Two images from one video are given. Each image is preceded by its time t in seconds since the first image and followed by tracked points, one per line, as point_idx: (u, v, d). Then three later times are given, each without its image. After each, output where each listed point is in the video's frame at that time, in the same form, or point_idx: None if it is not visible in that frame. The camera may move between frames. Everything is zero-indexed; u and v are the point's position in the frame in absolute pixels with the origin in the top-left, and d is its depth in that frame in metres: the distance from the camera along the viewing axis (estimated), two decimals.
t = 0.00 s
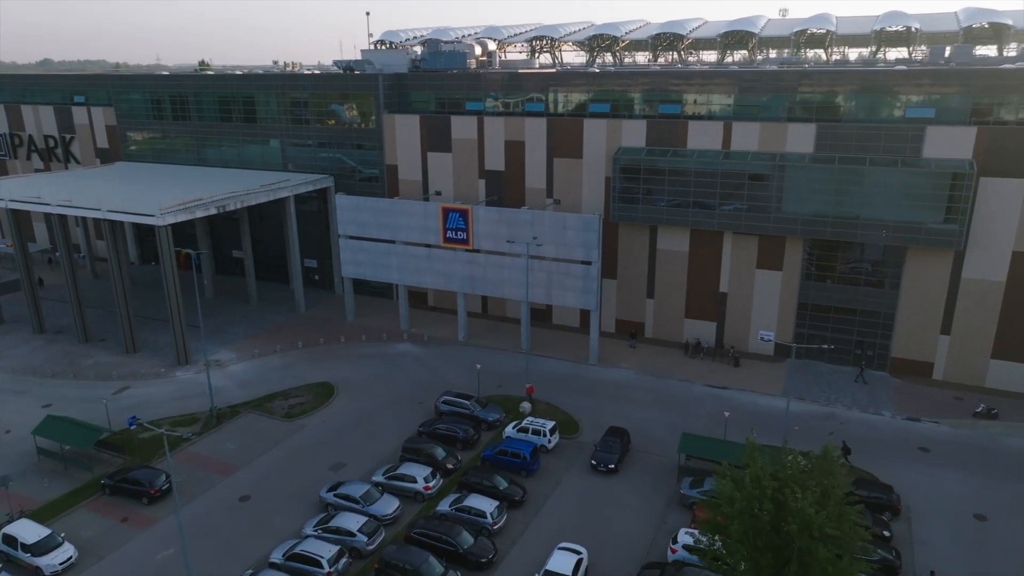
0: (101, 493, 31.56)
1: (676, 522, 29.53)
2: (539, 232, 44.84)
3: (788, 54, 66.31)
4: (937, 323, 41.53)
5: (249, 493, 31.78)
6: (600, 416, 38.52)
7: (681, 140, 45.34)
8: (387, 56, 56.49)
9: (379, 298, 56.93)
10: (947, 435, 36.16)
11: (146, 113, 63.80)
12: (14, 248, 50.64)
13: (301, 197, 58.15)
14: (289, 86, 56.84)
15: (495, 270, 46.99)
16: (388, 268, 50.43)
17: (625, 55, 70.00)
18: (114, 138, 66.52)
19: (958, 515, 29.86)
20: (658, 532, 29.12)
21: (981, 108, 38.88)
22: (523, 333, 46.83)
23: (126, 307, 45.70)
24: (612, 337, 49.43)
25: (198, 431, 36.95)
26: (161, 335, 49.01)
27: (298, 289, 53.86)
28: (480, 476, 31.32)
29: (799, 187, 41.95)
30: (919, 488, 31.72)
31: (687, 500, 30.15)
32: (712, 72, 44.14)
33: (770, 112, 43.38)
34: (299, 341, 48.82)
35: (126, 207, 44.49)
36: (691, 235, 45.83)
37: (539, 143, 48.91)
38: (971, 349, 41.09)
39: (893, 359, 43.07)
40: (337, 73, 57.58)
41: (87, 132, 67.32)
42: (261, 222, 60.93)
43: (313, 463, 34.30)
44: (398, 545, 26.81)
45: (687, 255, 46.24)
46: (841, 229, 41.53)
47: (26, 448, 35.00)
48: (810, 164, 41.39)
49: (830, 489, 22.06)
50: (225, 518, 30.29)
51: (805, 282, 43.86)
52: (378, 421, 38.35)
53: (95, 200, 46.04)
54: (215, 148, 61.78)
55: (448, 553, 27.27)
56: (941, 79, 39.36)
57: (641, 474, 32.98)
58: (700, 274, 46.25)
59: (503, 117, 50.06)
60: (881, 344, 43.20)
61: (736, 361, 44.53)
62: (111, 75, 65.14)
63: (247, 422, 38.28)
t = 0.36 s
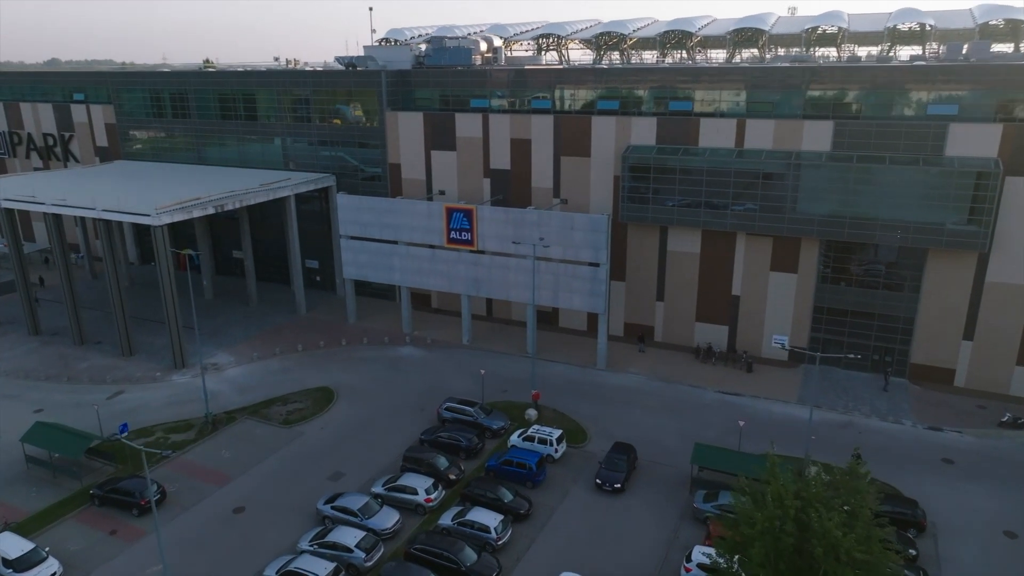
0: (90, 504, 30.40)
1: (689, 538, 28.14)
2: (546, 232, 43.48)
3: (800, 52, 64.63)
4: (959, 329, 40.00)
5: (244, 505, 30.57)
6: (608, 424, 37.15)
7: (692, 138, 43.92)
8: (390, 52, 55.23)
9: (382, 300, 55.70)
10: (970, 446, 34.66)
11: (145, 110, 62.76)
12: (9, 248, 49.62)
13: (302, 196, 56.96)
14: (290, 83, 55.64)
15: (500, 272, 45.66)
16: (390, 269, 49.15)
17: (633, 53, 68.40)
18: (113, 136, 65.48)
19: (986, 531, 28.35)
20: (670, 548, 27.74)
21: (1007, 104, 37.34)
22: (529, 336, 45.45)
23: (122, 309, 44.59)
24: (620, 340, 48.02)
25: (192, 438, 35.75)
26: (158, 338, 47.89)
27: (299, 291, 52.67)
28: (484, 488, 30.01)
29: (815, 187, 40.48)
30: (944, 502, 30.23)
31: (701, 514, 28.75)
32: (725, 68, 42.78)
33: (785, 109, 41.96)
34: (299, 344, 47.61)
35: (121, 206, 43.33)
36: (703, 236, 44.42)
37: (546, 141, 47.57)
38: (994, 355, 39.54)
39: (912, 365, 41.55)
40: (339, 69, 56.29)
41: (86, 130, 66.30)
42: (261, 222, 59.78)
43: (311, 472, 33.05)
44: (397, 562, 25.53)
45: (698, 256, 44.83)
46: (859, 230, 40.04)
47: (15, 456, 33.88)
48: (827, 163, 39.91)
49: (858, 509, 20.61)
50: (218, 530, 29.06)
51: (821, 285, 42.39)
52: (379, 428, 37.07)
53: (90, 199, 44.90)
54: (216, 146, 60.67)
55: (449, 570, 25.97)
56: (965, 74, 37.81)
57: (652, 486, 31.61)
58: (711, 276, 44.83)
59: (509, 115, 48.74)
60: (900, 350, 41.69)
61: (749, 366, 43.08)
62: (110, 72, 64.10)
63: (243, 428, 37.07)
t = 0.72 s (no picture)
0: (82, 514, 29.26)
1: (707, 557, 26.67)
2: (556, 233, 42.06)
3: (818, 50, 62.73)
4: (989, 335, 38.29)
5: (241, 516, 29.34)
6: (621, 433, 35.70)
7: (710, 135, 42.43)
8: (397, 48, 53.90)
9: (388, 301, 54.46)
10: (1002, 459, 33.00)
11: (150, 108, 61.80)
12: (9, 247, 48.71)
13: (308, 195, 55.81)
14: (295, 79, 54.47)
15: (509, 274, 44.29)
16: (396, 270, 47.86)
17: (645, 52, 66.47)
18: (117, 134, 64.54)
19: None
20: (688, 567, 26.26)
21: None
22: (538, 340, 44.07)
23: (122, 310, 43.51)
24: (633, 345, 46.52)
25: (190, 445, 34.58)
26: (159, 339, 46.83)
27: (304, 292, 51.48)
28: (491, 501, 28.62)
29: (839, 186, 38.86)
30: (977, 520, 28.59)
31: (720, 531, 27.25)
32: (744, 63, 41.24)
33: (806, 106, 40.26)
34: (303, 347, 46.41)
35: (121, 205, 42.22)
36: (719, 237, 42.91)
37: (557, 139, 46.14)
38: None
39: (939, 372, 39.86)
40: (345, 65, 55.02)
41: (91, 127, 65.41)
42: (266, 221, 58.70)
43: (312, 482, 31.80)
44: None
45: (715, 258, 43.31)
46: (884, 232, 38.39)
47: (8, 462, 32.81)
48: (851, 162, 38.29)
49: (894, 534, 19.05)
50: (214, 543, 27.84)
51: (843, 289, 40.81)
52: (383, 435, 35.79)
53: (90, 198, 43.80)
54: (221, 144, 59.64)
55: None
56: (998, 69, 36.11)
57: (667, 500, 30.16)
58: (728, 279, 43.32)
59: (519, 112, 47.33)
60: (926, 357, 40.03)
61: (767, 373, 41.47)
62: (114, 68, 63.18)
63: (243, 435, 35.87)
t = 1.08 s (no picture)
0: (75, 525, 28.09)
1: None
2: (569, 234, 40.60)
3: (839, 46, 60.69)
4: None
5: (240, 529, 28.11)
6: (637, 443, 34.17)
7: (730, 132, 40.73)
8: (406, 43, 52.53)
9: (396, 303, 53.18)
10: None
11: (155, 105, 60.88)
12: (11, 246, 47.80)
13: (315, 194, 54.62)
14: (302, 76, 53.31)
15: (520, 276, 42.86)
16: (404, 271, 46.56)
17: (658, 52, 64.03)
18: (123, 131, 63.64)
19: None
20: None
21: None
22: (550, 345, 42.64)
23: (123, 311, 42.44)
24: (648, 349, 44.96)
25: (189, 453, 33.40)
26: (162, 341, 45.79)
27: (310, 293, 50.28)
28: (501, 516, 27.19)
29: (866, 186, 37.15)
30: (1018, 541, 26.88)
31: (742, 551, 25.71)
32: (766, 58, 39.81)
33: (829, 101, 38.83)
34: (308, 349, 45.19)
35: (121, 203, 41.06)
36: (739, 238, 41.33)
37: (571, 136, 44.63)
38: None
39: (970, 381, 38.06)
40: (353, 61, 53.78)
41: (96, 125, 64.56)
42: (272, 220, 57.62)
43: (314, 492, 30.53)
44: None
45: (734, 260, 41.74)
46: (913, 234, 36.65)
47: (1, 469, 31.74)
48: (879, 160, 36.58)
49: (940, 566, 17.38)
50: (211, 557, 26.61)
51: (869, 293, 39.11)
52: (388, 443, 34.46)
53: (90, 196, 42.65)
54: (227, 141, 58.60)
55: None
56: None
57: (686, 516, 28.65)
58: (748, 282, 41.70)
59: (531, 108, 45.88)
60: (956, 364, 38.28)
61: (789, 380, 39.77)
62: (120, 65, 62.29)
63: (245, 441, 34.65)
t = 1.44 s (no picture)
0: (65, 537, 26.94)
1: None
2: (582, 234, 39.12)
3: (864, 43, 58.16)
4: None
5: (236, 543, 26.86)
6: (653, 454, 32.66)
7: (751, 129, 39.07)
8: (415, 37, 51.28)
9: (403, 305, 51.87)
10: None
11: (160, 102, 59.89)
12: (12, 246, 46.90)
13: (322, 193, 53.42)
14: (309, 71, 52.12)
15: (531, 278, 41.39)
16: (412, 273, 45.21)
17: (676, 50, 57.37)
18: (129, 129, 62.71)
19: None
20: None
21: None
22: (563, 349, 41.17)
23: (123, 312, 41.36)
24: (664, 354, 43.37)
25: (187, 461, 32.21)
26: (163, 343, 44.72)
27: (315, 294, 49.05)
28: (510, 532, 25.74)
29: (895, 186, 35.40)
30: None
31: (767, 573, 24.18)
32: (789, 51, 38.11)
33: (855, 97, 37.26)
34: (312, 352, 43.95)
35: (121, 202, 39.86)
36: (760, 240, 39.68)
37: (584, 134, 43.13)
38: None
39: (1004, 391, 36.25)
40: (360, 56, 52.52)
41: (102, 122, 63.67)
42: (279, 220, 56.54)
43: (315, 504, 29.24)
44: None
45: (754, 262, 40.11)
46: (945, 236, 34.87)
47: None
48: (910, 159, 34.81)
49: None
50: (205, 573, 25.36)
51: (896, 298, 37.35)
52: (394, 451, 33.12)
53: (90, 195, 41.49)
54: (233, 139, 57.52)
55: None
56: None
57: (705, 533, 27.15)
58: (769, 286, 40.05)
59: (543, 104, 44.43)
60: (989, 373, 36.47)
61: (812, 388, 38.09)
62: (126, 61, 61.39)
63: (245, 449, 33.42)
